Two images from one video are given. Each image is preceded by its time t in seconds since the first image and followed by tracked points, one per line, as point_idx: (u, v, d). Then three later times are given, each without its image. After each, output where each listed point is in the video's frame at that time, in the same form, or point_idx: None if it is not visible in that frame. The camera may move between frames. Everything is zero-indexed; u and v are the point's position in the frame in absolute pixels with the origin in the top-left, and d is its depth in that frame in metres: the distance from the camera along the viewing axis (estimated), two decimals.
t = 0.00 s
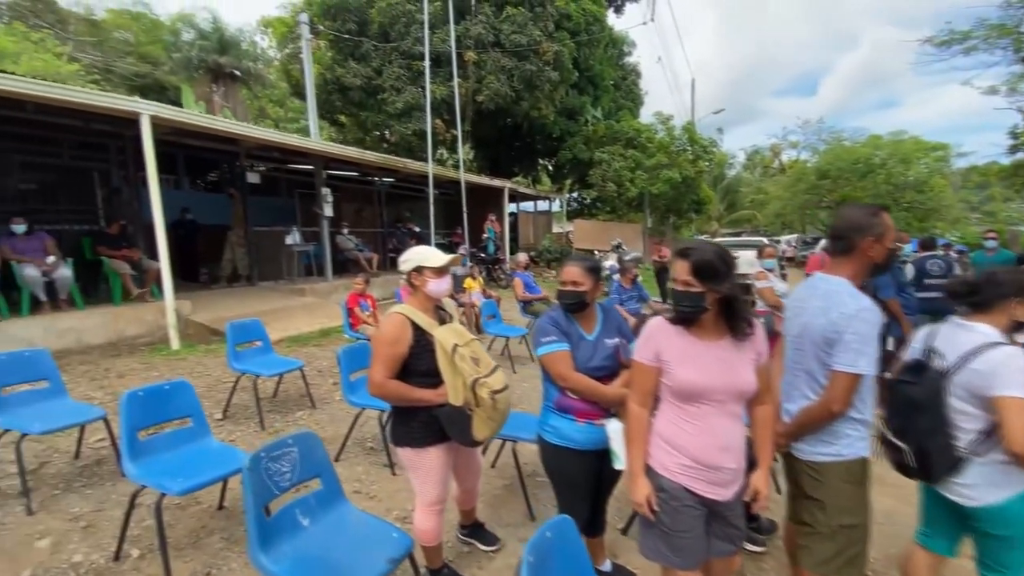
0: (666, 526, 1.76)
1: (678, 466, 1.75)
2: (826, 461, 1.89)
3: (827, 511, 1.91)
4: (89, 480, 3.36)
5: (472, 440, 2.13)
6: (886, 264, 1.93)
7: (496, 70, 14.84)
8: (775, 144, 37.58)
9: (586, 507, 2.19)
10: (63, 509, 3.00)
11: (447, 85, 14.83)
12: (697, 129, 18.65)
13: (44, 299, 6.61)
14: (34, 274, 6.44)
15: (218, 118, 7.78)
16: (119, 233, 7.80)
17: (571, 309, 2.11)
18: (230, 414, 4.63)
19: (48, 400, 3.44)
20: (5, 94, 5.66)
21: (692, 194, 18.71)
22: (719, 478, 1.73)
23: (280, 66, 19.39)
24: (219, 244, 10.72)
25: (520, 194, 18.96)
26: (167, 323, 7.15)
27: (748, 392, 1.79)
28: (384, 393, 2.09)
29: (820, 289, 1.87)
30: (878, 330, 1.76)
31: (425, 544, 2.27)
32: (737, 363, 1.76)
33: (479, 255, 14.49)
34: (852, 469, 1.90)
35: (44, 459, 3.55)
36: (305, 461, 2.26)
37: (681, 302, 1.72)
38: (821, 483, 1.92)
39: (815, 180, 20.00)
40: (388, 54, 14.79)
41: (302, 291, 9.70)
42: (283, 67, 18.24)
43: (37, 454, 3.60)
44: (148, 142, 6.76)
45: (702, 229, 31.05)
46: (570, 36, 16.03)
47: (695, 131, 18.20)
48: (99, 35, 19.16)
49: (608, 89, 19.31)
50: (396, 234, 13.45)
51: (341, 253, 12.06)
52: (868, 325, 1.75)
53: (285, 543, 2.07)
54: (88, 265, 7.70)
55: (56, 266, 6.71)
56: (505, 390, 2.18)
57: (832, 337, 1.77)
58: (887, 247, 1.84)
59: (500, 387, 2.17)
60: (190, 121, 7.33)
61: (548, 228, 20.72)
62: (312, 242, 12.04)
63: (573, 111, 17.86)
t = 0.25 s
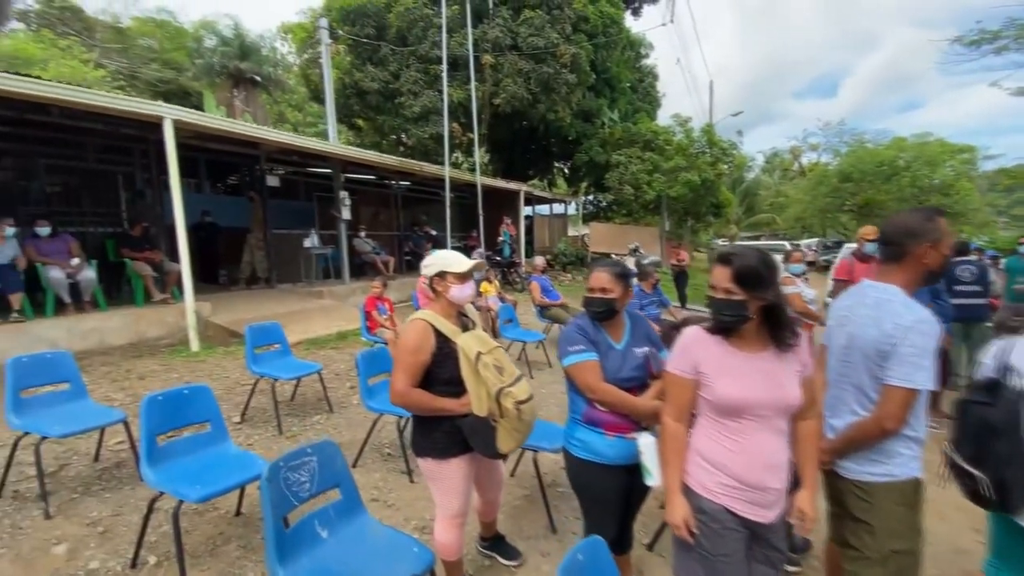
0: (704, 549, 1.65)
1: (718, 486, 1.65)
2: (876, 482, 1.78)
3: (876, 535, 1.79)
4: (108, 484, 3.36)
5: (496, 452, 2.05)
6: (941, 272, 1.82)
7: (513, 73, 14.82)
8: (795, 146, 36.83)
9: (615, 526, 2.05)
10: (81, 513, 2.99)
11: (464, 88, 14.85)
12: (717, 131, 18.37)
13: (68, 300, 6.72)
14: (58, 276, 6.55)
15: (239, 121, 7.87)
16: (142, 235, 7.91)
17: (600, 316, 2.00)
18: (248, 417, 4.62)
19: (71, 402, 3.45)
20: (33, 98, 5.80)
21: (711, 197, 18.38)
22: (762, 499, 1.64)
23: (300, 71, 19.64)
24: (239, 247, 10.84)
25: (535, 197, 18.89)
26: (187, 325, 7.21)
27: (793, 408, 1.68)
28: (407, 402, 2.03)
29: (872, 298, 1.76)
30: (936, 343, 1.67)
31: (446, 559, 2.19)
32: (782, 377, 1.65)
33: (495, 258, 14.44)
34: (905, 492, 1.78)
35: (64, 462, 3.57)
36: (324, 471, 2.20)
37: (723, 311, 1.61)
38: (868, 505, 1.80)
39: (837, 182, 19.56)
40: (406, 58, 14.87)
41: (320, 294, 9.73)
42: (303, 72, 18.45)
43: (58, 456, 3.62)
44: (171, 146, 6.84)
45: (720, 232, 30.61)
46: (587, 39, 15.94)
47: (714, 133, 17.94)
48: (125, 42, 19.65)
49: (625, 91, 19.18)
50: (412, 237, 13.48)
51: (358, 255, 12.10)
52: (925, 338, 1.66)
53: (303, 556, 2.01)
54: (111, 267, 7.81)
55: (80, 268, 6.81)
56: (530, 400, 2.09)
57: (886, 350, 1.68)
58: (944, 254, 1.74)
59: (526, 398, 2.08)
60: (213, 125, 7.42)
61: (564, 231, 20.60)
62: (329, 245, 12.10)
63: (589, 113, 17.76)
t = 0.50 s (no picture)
0: None
1: (770, 511, 1.53)
2: (943, 507, 1.61)
3: (942, 566, 1.62)
4: (127, 487, 3.33)
5: (522, 467, 1.93)
6: (1015, 278, 1.67)
7: (532, 75, 14.74)
8: (819, 147, 36.00)
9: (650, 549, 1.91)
10: (100, 517, 2.96)
11: (483, 91, 14.81)
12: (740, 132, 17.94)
13: (94, 301, 6.81)
14: (84, 277, 6.64)
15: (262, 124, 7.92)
16: (166, 237, 8.01)
17: (636, 324, 1.85)
18: (267, 419, 4.58)
19: (92, 404, 3.44)
20: (62, 102, 5.92)
21: (734, 198, 17.97)
22: (818, 526, 1.51)
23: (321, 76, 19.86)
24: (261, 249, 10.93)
25: (554, 199, 18.74)
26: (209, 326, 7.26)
27: (852, 426, 1.54)
28: (430, 412, 1.93)
29: (941, 306, 1.61)
30: (1014, 356, 1.51)
31: None
32: (842, 393, 1.51)
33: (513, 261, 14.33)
34: (975, 519, 1.60)
35: (85, 464, 3.56)
36: (343, 482, 2.10)
37: (776, 319, 1.50)
38: (933, 531, 1.63)
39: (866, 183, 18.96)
40: (426, 61, 14.89)
41: (339, 296, 9.74)
42: (323, 77, 18.65)
43: (79, 458, 3.62)
44: (195, 149, 6.89)
45: (741, 235, 30.02)
46: (608, 39, 15.77)
47: (737, 134, 17.55)
48: (153, 49, 20.14)
49: (645, 92, 18.98)
50: (430, 240, 13.47)
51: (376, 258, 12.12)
52: (1003, 350, 1.49)
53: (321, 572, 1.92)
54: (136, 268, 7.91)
55: (106, 269, 6.90)
56: (558, 412, 1.97)
57: (961, 363, 1.52)
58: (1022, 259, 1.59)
59: (554, 410, 1.96)
60: (238, 128, 7.49)
61: (582, 234, 20.40)
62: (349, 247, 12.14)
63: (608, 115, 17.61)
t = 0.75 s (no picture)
0: None
1: (838, 546, 1.37)
2: None
3: None
4: (147, 491, 3.30)
5: (552, 487, 1.79)
6: None
7: (554, 75, 14.58)
8: (848, 146, 34.89)
9: None
10: (118, 523, 2.91)
11: (504, 91, 14.70)
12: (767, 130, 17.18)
13: (121, 302, 6.91)
14: (111, 278, 6.74)
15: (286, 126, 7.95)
16: (192, 239, 8.09)
17: (682, 333, 1.68)
18: (286, 423, 4.53)
19: (112, 406, 3.42)
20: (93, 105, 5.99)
21: (762, 199, 17.17)
22: (892, 563, 1.35)
23: (343, 80, 20.06)
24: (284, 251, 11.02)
25: (575, 200, 18.53)
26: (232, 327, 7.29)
27: (933, 452, 1.37)
28: (454, 425, 1.79)
29: None
30: None
31: None
32: (924, 415, 1.33)
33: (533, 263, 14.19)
34: None
35: (107, 466, 3.55)
36: (362, 497, 1.99)
37: (849, 331, 1.35)
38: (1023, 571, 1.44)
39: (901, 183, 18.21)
40: (447, 63, 14.87)
41: (360, 297, 9.73)
42: (346, 81, 18.83)
43: (101, 460, 3.61)
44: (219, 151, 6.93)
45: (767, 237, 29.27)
46: (631, 38, 15.51)
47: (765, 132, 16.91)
48: (183, 56, 20.65)
49: (668, 91, 18.68)
50: (450, 241, 13.41)
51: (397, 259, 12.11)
52: None
53: None
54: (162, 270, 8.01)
55: (133, 270, 6.99)
56: (591, 429, 1.82)
57: None
58: None
59: (587, 425, 1.81)
60: (262, 132, 7.53)
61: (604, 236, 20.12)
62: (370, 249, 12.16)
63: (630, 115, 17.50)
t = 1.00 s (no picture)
0: None
1: None
2: None
3: None
4: (168, 495, 3.27)
5: (586, 509, 1.66)
6: None
7: (576, 73, 14.38)
8: (882, 144, 33.67)
9: None
10: (139, 527, 2.89)
11: (527, 90, 14.57)
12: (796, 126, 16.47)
13: (149, 302, 7.01)
14: (140, 279, 6.85)
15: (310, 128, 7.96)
16: (218, 240, 8.18)
17: (735, 345, 1.53)
18: (308, 425, 4.48)
19: (135, 408, 3.41)
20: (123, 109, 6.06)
21: (792, 198, 16.50)
22: None
23: (366, 82, 20.24)
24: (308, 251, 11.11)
25: (597, 200, 18.28)
26: (257, 327, 7.34)
27: None
28: (480, 440, 1.67)
29: None
30: None
31: None
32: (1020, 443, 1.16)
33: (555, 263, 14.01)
34: None
35: (130, 468, 3.54)
36: (383, 513, 1.88)
37: (935, 345, 1.18)
38: None
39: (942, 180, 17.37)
40: (469, 63, 14.82)
41: (382, 298, 9.71)
42: (369, 83, 19.01)
43: (124, 462, 3.61)
44: (244, 152, 6.95)
45: (796, 237, 28.44)
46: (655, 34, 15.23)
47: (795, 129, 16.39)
48: (212, 62, 21.16)
49: (693, 89, 18.36)
50: (472, 242, 13.35)
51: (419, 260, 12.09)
52: None
53: None
54: (188, 271, 8.13)
55: (160, 271, 7.09)
56: (628, 446, 1.68)
57: None
58: None
59: (623, 442, 1.68)
60: (286, 133, 7.55)
61: (626, 237, 19.83)
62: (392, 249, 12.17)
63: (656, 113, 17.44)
